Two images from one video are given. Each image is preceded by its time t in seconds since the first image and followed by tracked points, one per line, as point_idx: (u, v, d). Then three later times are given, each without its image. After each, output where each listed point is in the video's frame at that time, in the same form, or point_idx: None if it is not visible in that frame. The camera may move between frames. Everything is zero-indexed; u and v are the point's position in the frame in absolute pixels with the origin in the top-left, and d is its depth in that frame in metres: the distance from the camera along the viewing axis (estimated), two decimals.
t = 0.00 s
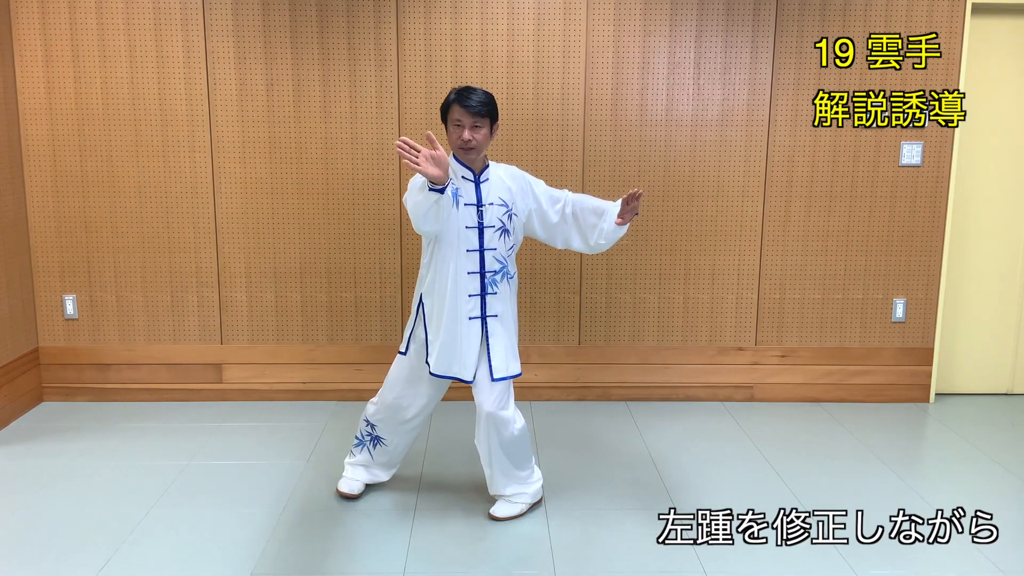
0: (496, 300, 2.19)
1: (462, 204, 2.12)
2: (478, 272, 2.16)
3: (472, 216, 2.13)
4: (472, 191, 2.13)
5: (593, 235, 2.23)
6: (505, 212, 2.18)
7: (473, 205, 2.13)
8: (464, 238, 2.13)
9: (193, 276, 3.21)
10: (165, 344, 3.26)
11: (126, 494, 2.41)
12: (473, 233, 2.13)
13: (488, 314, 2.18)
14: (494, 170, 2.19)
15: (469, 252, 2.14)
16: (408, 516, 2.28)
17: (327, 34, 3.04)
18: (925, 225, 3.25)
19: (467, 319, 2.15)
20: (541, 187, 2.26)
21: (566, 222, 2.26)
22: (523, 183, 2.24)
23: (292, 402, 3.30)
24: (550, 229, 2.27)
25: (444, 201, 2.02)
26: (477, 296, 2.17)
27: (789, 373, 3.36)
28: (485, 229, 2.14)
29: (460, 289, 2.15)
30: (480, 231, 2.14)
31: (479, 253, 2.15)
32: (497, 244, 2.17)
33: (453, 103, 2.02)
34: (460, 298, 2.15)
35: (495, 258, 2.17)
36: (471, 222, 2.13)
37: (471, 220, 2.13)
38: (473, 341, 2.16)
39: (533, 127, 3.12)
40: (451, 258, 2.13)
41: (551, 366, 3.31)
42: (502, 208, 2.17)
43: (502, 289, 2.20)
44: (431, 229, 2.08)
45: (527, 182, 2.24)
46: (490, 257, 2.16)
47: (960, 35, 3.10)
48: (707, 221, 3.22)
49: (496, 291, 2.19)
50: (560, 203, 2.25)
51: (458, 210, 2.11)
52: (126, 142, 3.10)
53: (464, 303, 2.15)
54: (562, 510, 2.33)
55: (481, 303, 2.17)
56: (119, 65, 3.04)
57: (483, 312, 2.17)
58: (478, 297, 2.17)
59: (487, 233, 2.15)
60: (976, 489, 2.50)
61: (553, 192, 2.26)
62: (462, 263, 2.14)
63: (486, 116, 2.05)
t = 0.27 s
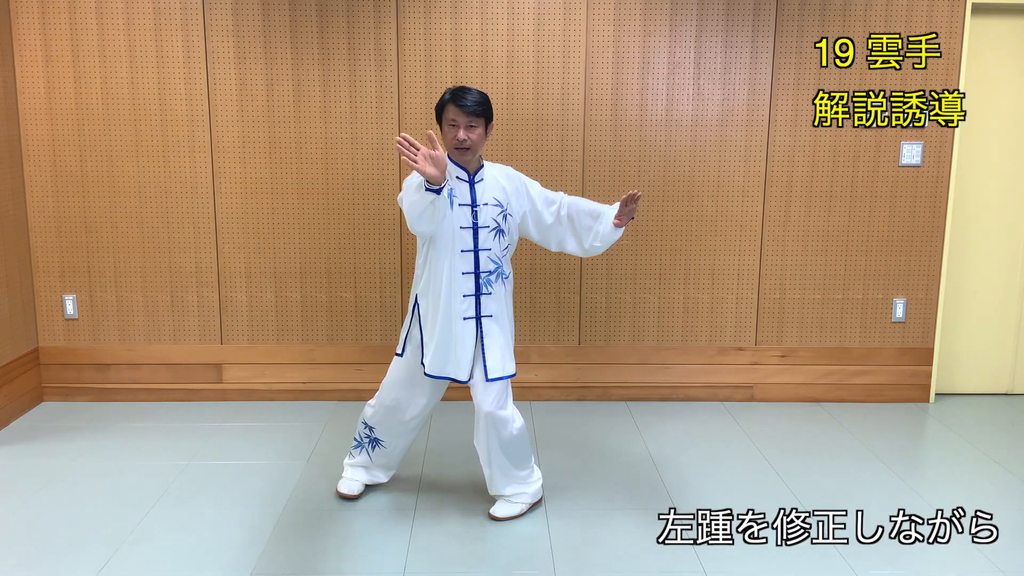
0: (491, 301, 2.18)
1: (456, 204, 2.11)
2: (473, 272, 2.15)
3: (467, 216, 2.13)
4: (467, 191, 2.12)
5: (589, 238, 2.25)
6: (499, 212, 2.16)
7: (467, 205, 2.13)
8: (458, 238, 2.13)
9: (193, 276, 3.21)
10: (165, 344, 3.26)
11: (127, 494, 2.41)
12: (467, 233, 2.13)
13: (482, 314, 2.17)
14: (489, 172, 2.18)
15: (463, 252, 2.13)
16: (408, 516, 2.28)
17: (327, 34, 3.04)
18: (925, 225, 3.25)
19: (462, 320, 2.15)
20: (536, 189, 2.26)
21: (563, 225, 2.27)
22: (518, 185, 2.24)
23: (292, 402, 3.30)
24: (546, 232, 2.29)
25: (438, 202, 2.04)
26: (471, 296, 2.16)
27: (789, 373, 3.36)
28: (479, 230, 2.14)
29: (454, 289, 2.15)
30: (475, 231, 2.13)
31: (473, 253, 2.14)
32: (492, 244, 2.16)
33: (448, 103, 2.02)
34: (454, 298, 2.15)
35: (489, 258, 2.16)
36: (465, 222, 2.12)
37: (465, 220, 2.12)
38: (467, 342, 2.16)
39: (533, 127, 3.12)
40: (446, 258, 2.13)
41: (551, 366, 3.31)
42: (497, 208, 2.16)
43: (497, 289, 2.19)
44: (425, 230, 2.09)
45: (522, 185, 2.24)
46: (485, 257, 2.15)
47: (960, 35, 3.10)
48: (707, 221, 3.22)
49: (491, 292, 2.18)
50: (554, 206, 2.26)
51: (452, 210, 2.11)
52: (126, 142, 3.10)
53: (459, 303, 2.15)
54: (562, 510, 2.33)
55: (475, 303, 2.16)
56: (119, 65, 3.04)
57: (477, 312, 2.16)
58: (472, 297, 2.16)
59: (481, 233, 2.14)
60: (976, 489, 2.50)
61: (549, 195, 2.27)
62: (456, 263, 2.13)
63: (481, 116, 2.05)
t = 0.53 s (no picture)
0: (484, 301, 2.18)
1: (449, 204, 2.12)
2: (465, 272, 2.15)
3: (459, 216, 2.13)
4: (459, 191, 2.13)
5: (583, 243, 2.25)
6: (493, 212, 2.17)
7: (460, 205, 2.13)
8: (451, 238, 2.13)
9: (193, 276, 3.21)
10: (165, 344, 3.26)
11: (127, 494, 2.41)
12: (460, 233, 2.13)
13: (475, 314, 2.17)
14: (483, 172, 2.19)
15: (456, 252, 2.13)
16: (408, 517, 2.28)
17: (327, 34, 3.04)
18: (925, 225, 3.25)
19: (455, 319, 2.15)
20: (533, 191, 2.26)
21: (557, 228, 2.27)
22: (513, 186, 2.24)
23: (292, 402, 3.30)
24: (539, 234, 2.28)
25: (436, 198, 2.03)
26: (464, 296, 2.16)
27: (789, 373, 3.36)
28: (472, 230, 2.14)
29: (447, 289, 2.15)
30: (468, 231, 2.14)
31: (466, 253, 2.14)
32: (485, 244, 2.17)
33: (441, 103, 2.03)
34: (447, 298, 2.15)
35: (482, 258, 2.16)
36: (458, 222, 2.13)
37: (458, 220, 2.13)
38: (461, 341, 2.16)
39: (533, 127, 3.12)
40: (438, 258, 2.13)
41: (551, 366, 3.31)
42: (490, 208, 2.17)
43: (490, 289, 2.19)
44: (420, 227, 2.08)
45: (518, 187, 2.25)
46: (478, 257, 2.16)
47: (960, 35, 3.10)
48: (707, 221, 3.22)
49: (484, 292, 2.18)
50: (548, 209, 2.26)
51: (445, 210, 2.11)
52: (126, 142, 3.10)
53: (452, 303, 2.15)
54: (562, 510, 2.33)
55: (468, 303, 2.16)
56: (119, 65, 3.04)
57: (470, 312, 2.16)
58: (465, 297, 2.16)
59: (474, 233, 2.15)
60: (977, 489, 2.49)
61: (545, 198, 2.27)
62: (450, 263, 2.13)
63: (475, 116, 2.06)
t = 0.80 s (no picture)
0: (474, 301, 2.17)
1: (439, 204, 2.12)
2: (455, 272, 2.15)
3: (449, 216, 2.13)
4: (450, 191, 2.13)
5: (573, 252, 2.27)
6: (483, 212, 2.17)
7: (450, 205, 2.13)
8: (441, 238, 2.12)
9: (193, 276, 3.21)
10: (165, 344, 3.26)
11: (127, 493, 2.41)
12: (449, 233, 2.13)
13: (465, 314, 2.16)
14: (474, 172, 2.18)
15: (446, 252, 2.13)
16: (408, 517, 2.28)
17: (327, 33, 3.04)
18: (925, 225, 3.25)
19: (444, 320, 2.15)
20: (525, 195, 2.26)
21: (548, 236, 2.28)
22: (504, 186, 2.24)
23: (292, 402, 3.30)
24: (529, 240, 2.29)
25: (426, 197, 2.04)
26: (453, 296, 2.16)
27: (789, 373, 3.36)
28: (462, 229, 2.14)
29: (436, 289, 2.14)
30: (457, 231, 2.13)
31: (455, 253, 2.14)
32: (475, 244, 2.16)
33: (432, 103, 2.03)
34: (436, 298, 2.14)
35: (472, 258, 2.16)
36: (448, 222, 2.12)
37: (447, 220, 2.12)
38: (450, 341, 2.15)
39: (533, 127, 3.12)
40: (428, 258, 2.13)
41: (551, 366, 3.32)
42: (480, 208, 2.16)
43: (479, 289, 2.18)
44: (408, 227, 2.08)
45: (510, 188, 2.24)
46: (467, 257, 2.15)
47: (960, 35, 3.10)
48: (707, 221, 3.22)
49: (474, 292, 2.17)
50: (538, 214, 2.26)
51: (435, 210, 2.11)
52: (126, 142, 3.10)
53: (441, 303, 2.15)
54: (562, 510, 2.33)
55: (457, 303, 2.16)
56: (119, 65, 3.04)
57: (460, 312, 2.16)
58: (454, 297, 2.16)
59: (464, 233, 2.14)
60: (977, 489, 2.49)
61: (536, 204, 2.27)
62: (439, 263, 2.13)
63: (465, 116, 2.05)
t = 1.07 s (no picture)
0: (460, 301, 2.17)
1: (425, 204, 2.10)
2: (441, 272, 2.14)
3: (436, 216, 2.11)
4: (437, 191, 2.11)
5: (555, 266, 2.26)
6: (470, 213, 2.15)
7: (437, 205, 2.11)
8: (427, 238, 2.11)
9: (193, 276, 3.21)
10: (165, 344, 3.26)
11: (127, 493, 2.41)
12: (436, 233, 2.11)
13: (450, 315, 2.16)
14: (463, 172, 2.16)
15: (432, 252, 2.12)
16: (408, 516, 2.28)
17: (327, 34, 3.04)
18: (925, 225, 3.25)
19: (430, 319, 2.15)
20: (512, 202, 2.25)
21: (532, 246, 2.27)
22: (493, 188, 2.22)
23: (292, 402, 3.30)
24: (512, 248, 2.27)
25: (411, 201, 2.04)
26: (439, 296, 2.15)
27: (789, 373, 3.36)
28: (448, 230, 2.12)
29: (422, 289, 2.14)
30: (444, 231, 2.12)
31: (442, 253, 2.13)
32: (462, 244, 2.15)
33: (420, 102, 2.00)
34: (422, 298, 2.14)
35: (458, 258, 2.15)
36: (434, 222, 2.11)
37: (434, 220, 2.11)
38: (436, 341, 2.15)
39: (533, 127, 3.12)
40: (414, 257, 2.12)
41: (551, 366, 3.32)
42: (467, 208, 2.14)
43: (466, 290, 2.17)
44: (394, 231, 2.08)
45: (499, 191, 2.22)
46: (453, 257, 2.14)
47: (960, 35, 3.10)
48: (707, 221, 3.22)
49: (460, 292, 2.16)
50: (523, 223, 2.25)
51: (421, 210, 2.10)
52: (126, 142, 3.10)
53: (427, 303, 2.14)
54: (562, 510, 2.33)
55: (443, 303, 2.15)
56: (119, 65, 3.04)
57: (445, 312, 2.15)
58: (440, 297, 2.15)
59: (451, 234, 2.13)
60: (976, 489, 2.50)
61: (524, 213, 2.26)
62: (425, 263, 2.12)
63: (454, 116, 2.02)
